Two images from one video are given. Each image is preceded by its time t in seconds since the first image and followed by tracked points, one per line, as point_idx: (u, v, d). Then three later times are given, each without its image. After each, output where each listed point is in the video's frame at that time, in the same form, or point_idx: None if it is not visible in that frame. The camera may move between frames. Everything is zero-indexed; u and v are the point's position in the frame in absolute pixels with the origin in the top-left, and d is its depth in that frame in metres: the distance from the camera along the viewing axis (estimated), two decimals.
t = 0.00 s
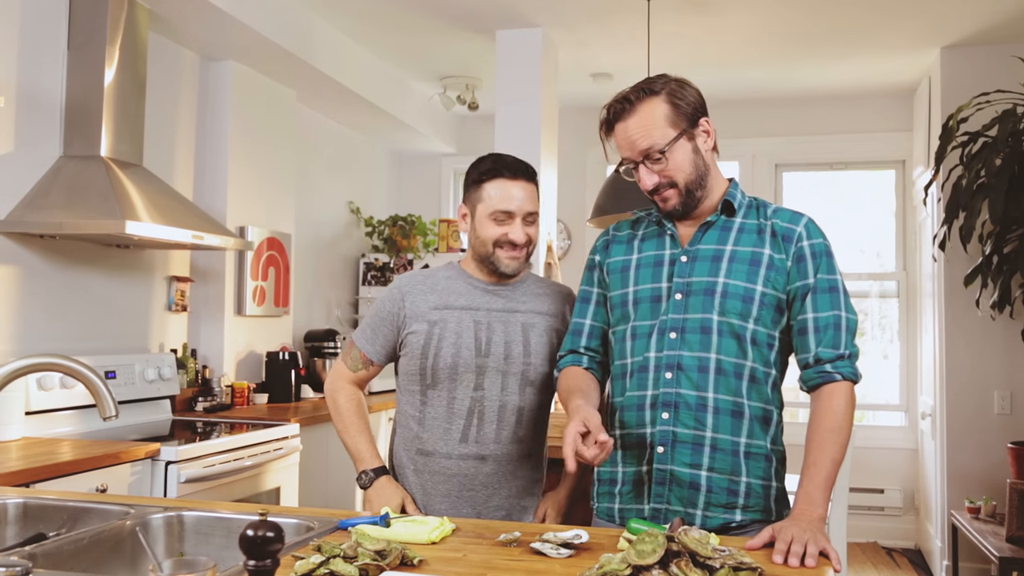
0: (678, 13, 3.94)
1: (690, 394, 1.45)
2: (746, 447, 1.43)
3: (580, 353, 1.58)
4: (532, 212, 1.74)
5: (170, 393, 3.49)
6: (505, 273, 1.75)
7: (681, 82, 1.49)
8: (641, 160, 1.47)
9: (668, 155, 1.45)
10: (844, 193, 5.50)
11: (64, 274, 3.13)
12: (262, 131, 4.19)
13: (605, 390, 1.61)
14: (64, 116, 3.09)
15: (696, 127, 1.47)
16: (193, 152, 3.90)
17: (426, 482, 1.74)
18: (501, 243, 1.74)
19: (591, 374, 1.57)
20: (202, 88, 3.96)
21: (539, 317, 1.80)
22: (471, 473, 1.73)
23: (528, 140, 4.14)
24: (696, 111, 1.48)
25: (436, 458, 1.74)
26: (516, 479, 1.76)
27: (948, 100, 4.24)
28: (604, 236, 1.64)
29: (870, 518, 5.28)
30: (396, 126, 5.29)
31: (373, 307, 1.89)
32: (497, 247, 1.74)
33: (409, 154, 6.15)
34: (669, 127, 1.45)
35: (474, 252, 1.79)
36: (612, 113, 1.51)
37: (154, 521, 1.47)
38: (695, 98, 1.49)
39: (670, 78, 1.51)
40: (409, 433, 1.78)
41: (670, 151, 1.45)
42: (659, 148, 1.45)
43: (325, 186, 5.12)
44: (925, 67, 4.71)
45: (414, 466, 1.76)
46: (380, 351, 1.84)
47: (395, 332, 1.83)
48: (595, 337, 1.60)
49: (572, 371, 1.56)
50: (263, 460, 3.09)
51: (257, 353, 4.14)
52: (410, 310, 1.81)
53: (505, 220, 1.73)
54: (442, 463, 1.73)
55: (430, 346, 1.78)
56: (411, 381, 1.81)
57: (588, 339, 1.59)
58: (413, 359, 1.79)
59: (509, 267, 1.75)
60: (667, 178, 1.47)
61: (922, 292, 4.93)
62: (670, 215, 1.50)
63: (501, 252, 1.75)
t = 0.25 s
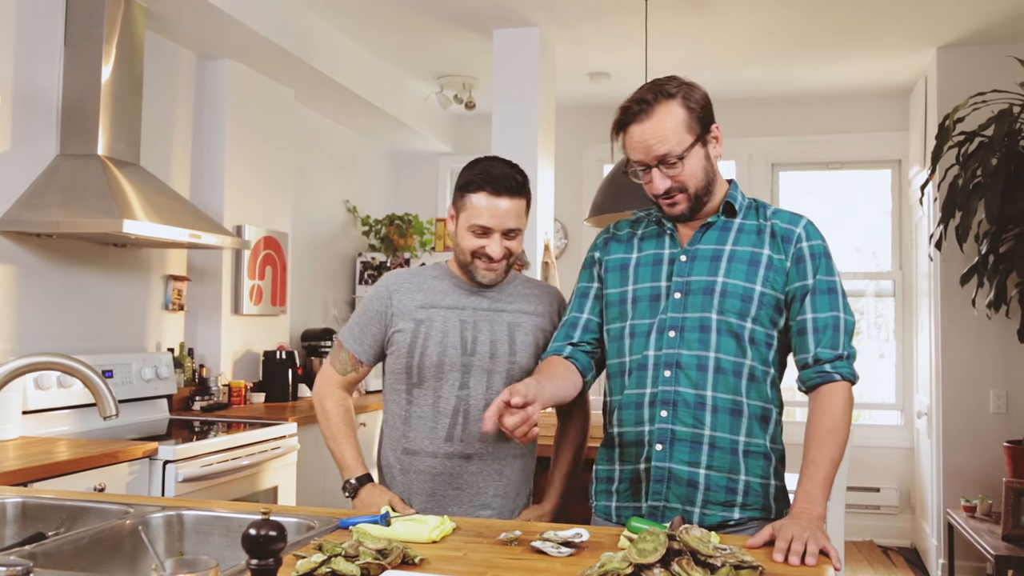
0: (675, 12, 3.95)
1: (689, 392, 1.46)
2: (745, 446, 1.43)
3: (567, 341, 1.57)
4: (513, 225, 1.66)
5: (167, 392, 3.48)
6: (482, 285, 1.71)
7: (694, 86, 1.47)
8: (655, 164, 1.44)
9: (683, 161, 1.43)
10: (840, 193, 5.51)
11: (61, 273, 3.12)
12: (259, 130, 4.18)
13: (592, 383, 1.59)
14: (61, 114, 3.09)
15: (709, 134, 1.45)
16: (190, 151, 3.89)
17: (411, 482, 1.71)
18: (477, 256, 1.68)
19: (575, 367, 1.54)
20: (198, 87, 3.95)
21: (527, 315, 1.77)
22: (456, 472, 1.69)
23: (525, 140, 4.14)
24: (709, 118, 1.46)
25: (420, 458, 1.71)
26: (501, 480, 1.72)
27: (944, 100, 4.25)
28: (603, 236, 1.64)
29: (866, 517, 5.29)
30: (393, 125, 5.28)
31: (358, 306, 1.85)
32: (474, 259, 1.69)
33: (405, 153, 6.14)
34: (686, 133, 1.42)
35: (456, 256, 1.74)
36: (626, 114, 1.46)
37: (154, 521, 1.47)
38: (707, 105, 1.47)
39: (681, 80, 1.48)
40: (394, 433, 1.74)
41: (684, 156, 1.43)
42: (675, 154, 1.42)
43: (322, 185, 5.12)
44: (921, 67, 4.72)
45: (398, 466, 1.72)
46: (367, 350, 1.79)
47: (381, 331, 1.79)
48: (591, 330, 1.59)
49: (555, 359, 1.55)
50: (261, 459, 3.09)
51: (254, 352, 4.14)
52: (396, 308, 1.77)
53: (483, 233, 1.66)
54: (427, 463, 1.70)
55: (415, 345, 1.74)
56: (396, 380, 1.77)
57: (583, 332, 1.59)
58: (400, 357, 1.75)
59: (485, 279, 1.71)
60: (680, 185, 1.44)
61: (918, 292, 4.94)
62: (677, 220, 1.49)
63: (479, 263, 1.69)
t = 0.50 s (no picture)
0: (673, 11, 3.95)
1: (689, 396, 1.46)
2: (742, 450, 1.44)
3: (573, 356, 1.58)
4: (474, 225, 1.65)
5: (165, 390, 3.48)
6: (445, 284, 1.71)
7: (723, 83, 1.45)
8: (681, 160, 1.42)
9: (709, 160, 1.41)
10: (837, 192, 5.52)
11: (58, 272, 3.12)
12: (257, 128, 4.18)
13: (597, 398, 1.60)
14: (59, 112, 3.08)
15: (735, 133, 1.44)
16: (187, 149, 3.89)
17: (386, 481, 1.70)
18: (440, 255, 1.68)
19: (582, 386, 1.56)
20: (196, 86, 3.95)
21: (497, 311, 1.76)
22: (430, 471, 1.69)
23: (523, 138, 4.14)
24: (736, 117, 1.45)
25: (394, 457, 1.70)
26: (475, 476, 1.72)
27: (941, 99, 4.26)
28: (606, 232, 1.63)
29: (862, 515, 5.31)
30: (391, 124, 5.28)
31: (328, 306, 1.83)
32: (436, 259, 1.69)
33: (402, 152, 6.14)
34: (716, 132, 1.40)
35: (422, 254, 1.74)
36: (658, 107, 1.42)
37: (155, 519, 1.47)
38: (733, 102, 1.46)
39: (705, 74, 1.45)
40: (368, 433, 1.73)
41: (712, 155, 1.41)
42: (704, 152, 1.40)
43: (319, 183, 5.11)
44: (919, 66, 4.73)
45: (373, 466, 1.72)
46: (339, 350, 1.77)
47: (351, 331, 1.77)
48: (592, 336, 1.60)
49: (562, 380, 1.56)
50: (259, 458, 3.08)
51: (251, 351, 4.13)
52: (365, 308, 1.76)
53: (444, 233, 1.66)
54: (401, 462, 1.69)
55: (385, 344, 1.73)
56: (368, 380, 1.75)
57: (585, 338, 1.59)
58: (371, 356, 1.74)
59: (448, 278, 1.71)
60: (702, 182, 1.43)
61: (915, 290, 4.95)
62: (693, 217, 1.48)
63: (442, 263, 1.69)
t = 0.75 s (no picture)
0: (671, 10, 3.95)
1: (686, 397, 1.46)
2: (741, 450, 1.44)
3: (578, 359, 1.61)
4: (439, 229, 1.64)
5: (162, 389, 3.47)
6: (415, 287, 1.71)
7: (700, 80, 1.46)
8: (644, 153, 1.45)
9: (673, 155, 1.43)
10: (833, 191, 5.53)
11: (55, 270, 3.11)
12: (253, 126, 4.17)
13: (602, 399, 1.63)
14: (56, 110, 3.07)
15: (707, 129, 1.45)
16: (184, 148, 3.88)
17: (360, 483, 1.69)
18: (407, 258, 1.68)
19: (588, 388, 1.59)
20: (193, 84, 3.94)
21: (467, 310, 1.76)
22: (405, 472, 1.68)
23: (520, 137, 4.14)
24: (711, 114, 1.45)
25: (368, 459, 1.69)
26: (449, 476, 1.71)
27: (937, 98, 4.27)
28: (601, 233, 1.64)
29: (858, 513, 5.32)
30: (388, 122, 5.27)
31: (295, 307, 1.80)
32: (405, 262, 1.68)
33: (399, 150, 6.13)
34: (681, 127, 1.42)
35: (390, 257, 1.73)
36: (626, 99, 1.46)
37: (154, 518, 1.47)
38: (711, 99, 1.46)
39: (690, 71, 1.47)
40: (340, 435, 1.72)
41: (677, 150, 1.43)
42: (665, 146, 1.42)
43: (316, 181, 5.10)
44: (915, 65, 4.74)
45: (346, 467, 1.70)
46: (310, 351, 1.74)
47: (320, 334, 1.74)
48: (593, 337, 1.62)
49: (568, 382, 1.58)
50: (256, 456, 3.08)
51: (248, 349, 4.13)
52: (334, 310, 1.73)
53: (411, 236, 1.65)
54: (375, 464, 1.68)
55: (355, 345, 1.71)
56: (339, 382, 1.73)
57: (587, 340, 1.61)
58: (342, 358, 1.72)
59: (416, 280, 1.70)
60: (666, 176, 1.45)
61: (912, 289, 4.96)
62: (663, 212, 1.49)
63: (411, 266, 1.69)
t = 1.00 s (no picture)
0: (668, 9, 3.95)
1: (680, 397, 1.47)
2: (737, 449, 1.44)
3: (575, 361, 1.61)
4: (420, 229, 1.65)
5: (159, 388, 3.47)
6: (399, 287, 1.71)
7: (680, 79, 1.48)
8: (626, 152, 1.47)
9: (654, 152, 1.45)
10: (830, 190, 5.54)
11: (52, 269, 3.11)
12: (250, 125, 4.16)
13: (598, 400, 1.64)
14: (52, 109, 3.07)
15: (688, 126, 1.46)
16: (181, 146, 3.87)
17: (346, 486, 1.69)
18: (389, 259, 1.68)
19: (585, 388, 1.59)
20: (190, 83, 3.93)
21: (450, 310, 1.76)
22: (391, 475, 1.68)
23: (518, 135, 4.14)
24: (691, 111, 1.47)
25: (355, 462, 1.69)
26: (435, 479, 1.71)
27: (933, 97, 4.28)
28: (593, 235, 1.65)
29: (855, 512, 5.33)
30: (385, 121, 5.27)
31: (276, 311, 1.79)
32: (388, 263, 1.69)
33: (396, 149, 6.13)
34: (660, 124, 1.44)
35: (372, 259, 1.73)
36: (605, 100, 1.50)
37: (153, 517, 1.46)
38: (692, 96, 1.48)
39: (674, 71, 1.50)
40: (326, 439, 1.72)
41: (657, 148, 1.45)
42: (644, 143, 1.45)
43: (313, 180, 5.10)
44: (912, 64, 4.75)
45: (333, 471, 1.70)
46: (294, 356, 1.73)
47: (302, 337, 1.73)
48: (590, 339, 1.62)
49: (565, 385, 1.59)
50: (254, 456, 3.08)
51: (245, 348, 4.13)
52: (316, 312, 1.73)
53: (392, 237, 1.66)
54: (361, 467, 1.68)
55: (339, 349, 1.70)
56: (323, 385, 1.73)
57: (583, 342, 1.62)
58: (326, 362, 1.71)
59: (399, 281, 1.71)
60: (649, 173, 1.46)
61: (908, 288, 4.97)
62: (650, 210, 1.51)
63: (393, 266, 1.69)
